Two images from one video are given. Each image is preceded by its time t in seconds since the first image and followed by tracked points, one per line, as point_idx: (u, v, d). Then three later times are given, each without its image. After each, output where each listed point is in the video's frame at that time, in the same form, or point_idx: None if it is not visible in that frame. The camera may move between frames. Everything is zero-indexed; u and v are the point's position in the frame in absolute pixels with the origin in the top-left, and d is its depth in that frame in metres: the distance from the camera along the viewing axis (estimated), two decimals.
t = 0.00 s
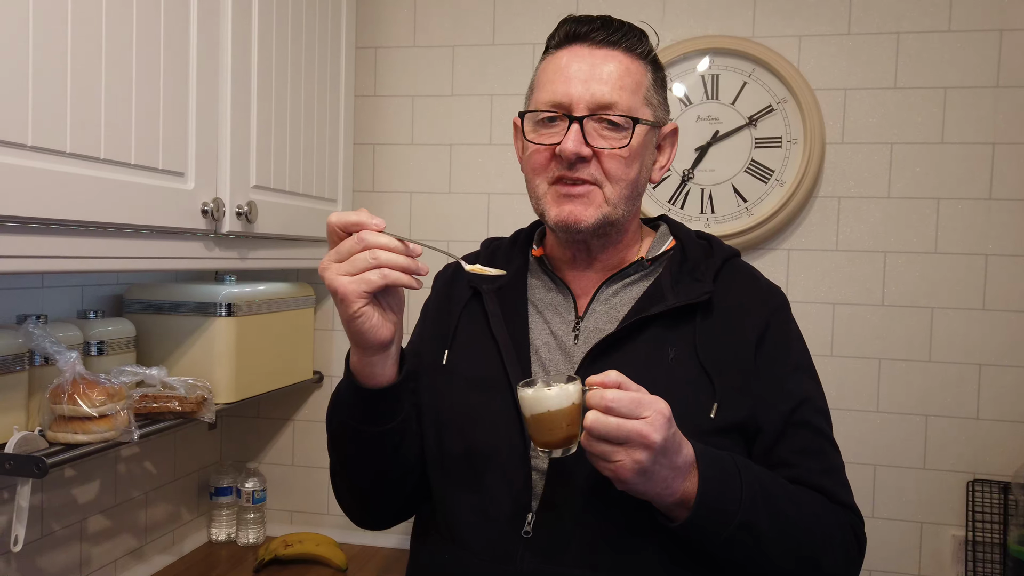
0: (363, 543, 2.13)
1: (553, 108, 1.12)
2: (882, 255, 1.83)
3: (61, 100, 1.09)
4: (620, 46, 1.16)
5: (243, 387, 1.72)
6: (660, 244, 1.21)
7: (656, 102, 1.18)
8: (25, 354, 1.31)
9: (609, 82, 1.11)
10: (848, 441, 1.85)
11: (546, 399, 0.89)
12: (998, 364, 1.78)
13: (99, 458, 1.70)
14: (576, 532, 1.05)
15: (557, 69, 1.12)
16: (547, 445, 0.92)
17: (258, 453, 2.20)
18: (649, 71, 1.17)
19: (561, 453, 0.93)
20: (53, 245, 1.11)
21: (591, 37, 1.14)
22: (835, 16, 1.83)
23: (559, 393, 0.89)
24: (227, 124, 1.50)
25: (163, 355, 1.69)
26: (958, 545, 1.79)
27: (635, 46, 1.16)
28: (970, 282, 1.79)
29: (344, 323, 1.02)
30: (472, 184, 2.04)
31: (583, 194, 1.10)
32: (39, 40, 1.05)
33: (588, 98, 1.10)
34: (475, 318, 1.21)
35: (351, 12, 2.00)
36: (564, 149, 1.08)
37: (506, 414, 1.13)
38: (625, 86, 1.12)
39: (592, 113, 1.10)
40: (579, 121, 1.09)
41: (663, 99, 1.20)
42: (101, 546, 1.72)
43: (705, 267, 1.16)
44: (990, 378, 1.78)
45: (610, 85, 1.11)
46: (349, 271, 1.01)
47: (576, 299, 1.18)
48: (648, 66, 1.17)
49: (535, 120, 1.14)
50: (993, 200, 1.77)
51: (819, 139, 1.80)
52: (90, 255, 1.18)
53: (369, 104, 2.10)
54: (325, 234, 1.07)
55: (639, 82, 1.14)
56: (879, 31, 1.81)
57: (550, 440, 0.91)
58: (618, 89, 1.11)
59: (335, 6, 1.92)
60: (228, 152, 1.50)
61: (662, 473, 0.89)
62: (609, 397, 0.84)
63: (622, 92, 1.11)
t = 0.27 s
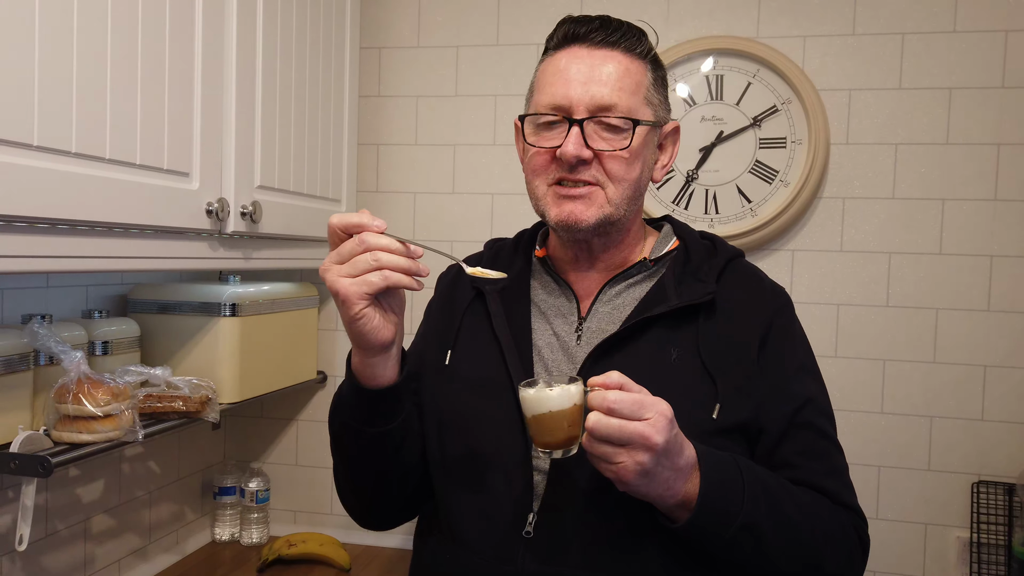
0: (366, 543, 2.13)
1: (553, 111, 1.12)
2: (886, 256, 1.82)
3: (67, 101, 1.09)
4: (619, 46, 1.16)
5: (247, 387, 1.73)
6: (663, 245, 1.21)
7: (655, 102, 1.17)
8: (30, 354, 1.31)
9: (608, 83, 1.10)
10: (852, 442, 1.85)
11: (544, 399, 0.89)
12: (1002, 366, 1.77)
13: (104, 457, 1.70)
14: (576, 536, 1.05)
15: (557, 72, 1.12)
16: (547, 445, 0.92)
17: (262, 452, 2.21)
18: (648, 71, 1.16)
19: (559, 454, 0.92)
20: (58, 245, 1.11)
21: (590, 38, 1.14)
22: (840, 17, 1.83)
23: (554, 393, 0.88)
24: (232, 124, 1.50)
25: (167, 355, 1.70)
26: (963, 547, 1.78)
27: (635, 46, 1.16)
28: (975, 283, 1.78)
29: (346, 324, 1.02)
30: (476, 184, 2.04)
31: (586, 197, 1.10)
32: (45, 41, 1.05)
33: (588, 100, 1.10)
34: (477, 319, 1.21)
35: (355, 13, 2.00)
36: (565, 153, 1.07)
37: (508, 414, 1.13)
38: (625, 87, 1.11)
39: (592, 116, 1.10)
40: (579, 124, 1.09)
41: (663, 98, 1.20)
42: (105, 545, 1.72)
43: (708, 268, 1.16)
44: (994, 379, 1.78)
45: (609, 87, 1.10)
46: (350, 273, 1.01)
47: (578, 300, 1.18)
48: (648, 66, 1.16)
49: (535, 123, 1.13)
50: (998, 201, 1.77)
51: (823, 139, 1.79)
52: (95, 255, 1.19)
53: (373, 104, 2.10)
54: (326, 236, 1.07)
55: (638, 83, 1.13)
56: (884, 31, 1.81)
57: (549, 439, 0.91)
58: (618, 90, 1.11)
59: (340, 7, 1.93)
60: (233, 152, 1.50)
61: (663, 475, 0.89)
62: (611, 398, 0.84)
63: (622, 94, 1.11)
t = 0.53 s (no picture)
0: (371, 543, 2.14)
1: (551, 142, 1.08)
2: (892, 257, 1.82)
3: (76, 102, 1.10)
4: (613, 64, 1.10)
5: (253, 387, 1.73)
6: (667, 246, 1.21)
7: (655, 116, 1.13)
8: (38, 354, 1.31)
9: (606, 112, 1.06)
10: (857, 443, 1.85)
11: (553, 400, 0.89)
12: (1008, 367, 1.77)
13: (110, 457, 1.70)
14: (580, 537, 1.06)
15: (552, 101, 1.07)
16: (553, 449, 0.92)
17: (267, 452, 2.21)
18: (646, 86, 1.11)
19: (566, 458, 0.92)
20: (66, 246, 1.12)
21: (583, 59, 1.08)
22: (845, 18, 1.83)
23: (564, 393, 0.89)
24: (239, 126, 1.51)
25: (174, 355, 1.70)
26: (968, 548, 1.78)
27: (630, 63, 1.11)
28: (981, 284, 1.78)
29: (346, 330, 1.03)
30: (482, 185, 2.05)
31: (591, 228, 1.09)
32: (55, 43, 1.06)
33: (586, 133, 1.06)
34: (481, 320, 1.22)
35: (361, 14, 2.01)
36: (567, 192, 1.06)
37: (511, 416, 1.13)
38: (623, 114, 1.07)
39: (592, 148, 1.07)
40: (579, 160, 1.06)
41: (662, 107, 1.15)
42: (111, 545, 1.73)
43: (711, 269, 1.16)
44: (1000, 381, 1.78)
45: (608, 116, 1.06)
46: (349, 279, 1.01)
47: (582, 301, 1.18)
48: (645, 82, 1.12)
49: (534, 153, 1.11)
50: (1004, 202, 1.76)
51: (829, 140, 1.79)
52: (102, 256, 1.19)
53: (379, 105, 2.11)
54: (326, 242, 1.07)
55: (637, 104, 1.09)
56: (890, 32, 1.81)
57: (557, 441, 0.91)
58: (616, 119, 1.07)
59: (346, 8, 1.93)
60: (240, 154, 1.51)
61: (673, 478, 0.89)
62: (623, 399, 0.84)
63: (621, 122, 1.07)
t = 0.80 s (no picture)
0: (374, 543, 2.14)
1: (547, 151, 1.08)
2: (897, 257, 1.82)
3: (79, 101, 1.10)
4: (609, 70, 1.09)
5: (256, 387, 1.73)
6: (668, 245, 1.20)
7: (652, 120, 1.12)
8: (41, 353, 1.31)
9: (602, 119, 1.06)
10: (861, 444, 1.84)
11: (559, 405, 0.88)
12: (1013, 368, 1.76)
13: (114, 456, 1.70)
14: (580, 538, 1.05)
15: (548, 109, 1.07)
16: (557, 454, 0.91)
17: (271, 452, 2.21)
18: (642, 90, 1.10)
19: (571, 462, 0.91)
20: (69, 245, 1.12)
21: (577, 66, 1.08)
22: (850, 17, 1.82)
23: (569, 399, 0.88)
24: (243, 125, 1.50)
25: (177, 355, 1.70)
26: (974, 550, 1.77)
27: (625, 67, 1.10)
28: (986, 284, 1.77)
29: (343, 341, 1.03)
30: (486, 185, 2.04)
31: (590, 235, 1.09)
32: (59, 42, 1.06)
33: (584, 141, 1.06)
34: (480, 321, 1.22)
35: (365, 14, 2.01)
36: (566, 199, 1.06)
37: (511, 418, 1.13)
38: (621, 121, 1.07)
39: (589, 156, 1.07)
40: (577, 168, 1.06)
41: (659, 109, 1.15)
42: (114, 544, 1.73)
43: (712, 269, 1.15)
44: (1006, 382, 1.77)
45: (605, 123, 1.06)
46: (346, 291, 1.00)
47: (582, 302, 1.18)
48: (641, 86, 1.10)
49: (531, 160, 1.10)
50: (1010, 202, 1.75)
51: (834, 140, 1.79)
52: (106, 255, 1.19)
53: (382, 105, 2.10)
54: (321, 252, 1.05)
55: (633, 109, 1.08)
56: (895, 31, 1.80)
57: (563, 446, 0.90)
58: (614, 126, 1.06)
59: (350, 7, 1.93)
60: (244, 153, 1.50)
61: (679, 483, 0.88)
62: (629, 403, 0.84)
63: (619, 129, 1.06)
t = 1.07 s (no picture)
0: (375, 542, 2.13)
1: (541, 154, 1.07)
2: (900, 256, 1.81)
3: (78, 99, 1.09)
4: (602, 71, 1.08)
5: (256, 386, 1.73)
6: (664, 243, 1.19)
7: (646, 119, 1.12)
8: (41, 352, 1.31)
9: (596, 121, 1.05)
10: (863, 444, 1.83)
11: (558, 402, 0.88)
12: (1016, 367, 1.76)
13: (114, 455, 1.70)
14: (577, 538, 1.05)
15: (541, 111, 1.07)
16: (557, 454, 0.90)
17: (271, 451, 2.21)
18: (635, 90, 1.10)
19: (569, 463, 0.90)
20: (69, 243, 1.12)
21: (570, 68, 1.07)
22: (853, 16, 1.81)
23: (569, 395, 0.88)
24: (243, 124, 1.50)
25: (177, 353, 1.70)
26: (976, 550, 1.77)
27: (617, 67, 1.09)
28: (989, 284, 1.76)
29: (336, 356, 1.03)
30: (486, 184, 2.04)
31: (586, 236, 1.09)
32: (58, 39, 1.05)
33: (578, 143, 1.05)
34: (476, 321, 1.22)
35: (366, 13, 2.00)
36: (561, 202, 1.05)
37: (506, 418, 1.12)
38: (614, 122, 1.06)
39: (583, 159, 1.06)
40: (572, 170, 1.05)
41: (653, 108, 1.14)
42: (115, 543, 1.73)
43: (708, 268, 1.15)
44: (1008, 382, 1.76)
45: (598, 125, 1.05)
46: (337, 308, 1.00)
47: (577, 303, 1.18)
48: (633, 86, 1.10)
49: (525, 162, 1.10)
50: (1013, 201, 1.75)
51: (836, 139, 1.78)
52: (105, 253, 1.19)
53: (383, 104, 2.10)
54: (311, 267, 1.04)
55: (627, 110, 1.08)
56: (897, 30, 1.79)
57: (561, 446, 0.90)
58: (607, 127, 1.06)
59: (350, 6, 1.93)
60: (244, 151, 1.50)
61: (679, 482, 0.88)
62: (628, 401, 0.83)
63: (612, 130, 1.06)
